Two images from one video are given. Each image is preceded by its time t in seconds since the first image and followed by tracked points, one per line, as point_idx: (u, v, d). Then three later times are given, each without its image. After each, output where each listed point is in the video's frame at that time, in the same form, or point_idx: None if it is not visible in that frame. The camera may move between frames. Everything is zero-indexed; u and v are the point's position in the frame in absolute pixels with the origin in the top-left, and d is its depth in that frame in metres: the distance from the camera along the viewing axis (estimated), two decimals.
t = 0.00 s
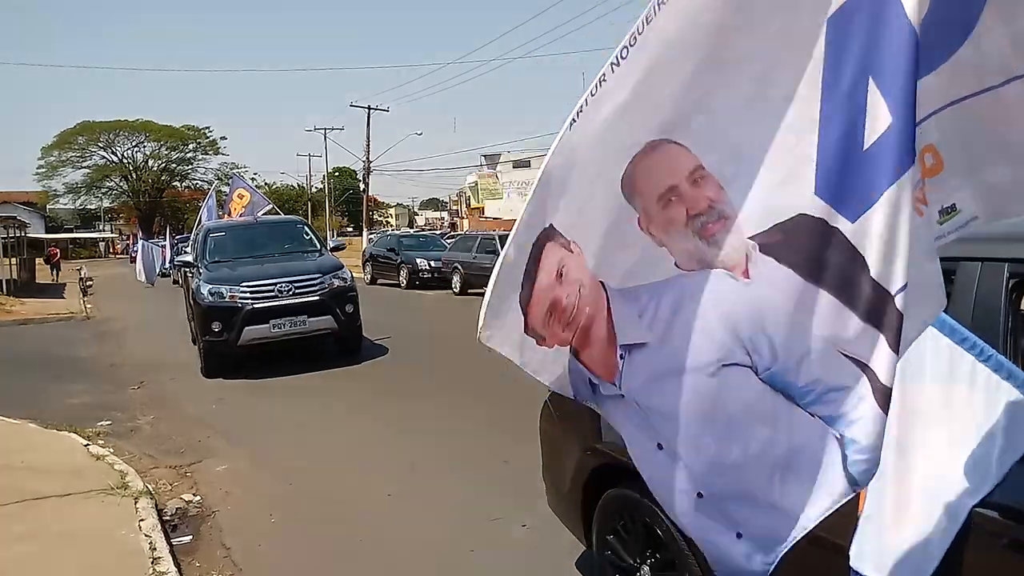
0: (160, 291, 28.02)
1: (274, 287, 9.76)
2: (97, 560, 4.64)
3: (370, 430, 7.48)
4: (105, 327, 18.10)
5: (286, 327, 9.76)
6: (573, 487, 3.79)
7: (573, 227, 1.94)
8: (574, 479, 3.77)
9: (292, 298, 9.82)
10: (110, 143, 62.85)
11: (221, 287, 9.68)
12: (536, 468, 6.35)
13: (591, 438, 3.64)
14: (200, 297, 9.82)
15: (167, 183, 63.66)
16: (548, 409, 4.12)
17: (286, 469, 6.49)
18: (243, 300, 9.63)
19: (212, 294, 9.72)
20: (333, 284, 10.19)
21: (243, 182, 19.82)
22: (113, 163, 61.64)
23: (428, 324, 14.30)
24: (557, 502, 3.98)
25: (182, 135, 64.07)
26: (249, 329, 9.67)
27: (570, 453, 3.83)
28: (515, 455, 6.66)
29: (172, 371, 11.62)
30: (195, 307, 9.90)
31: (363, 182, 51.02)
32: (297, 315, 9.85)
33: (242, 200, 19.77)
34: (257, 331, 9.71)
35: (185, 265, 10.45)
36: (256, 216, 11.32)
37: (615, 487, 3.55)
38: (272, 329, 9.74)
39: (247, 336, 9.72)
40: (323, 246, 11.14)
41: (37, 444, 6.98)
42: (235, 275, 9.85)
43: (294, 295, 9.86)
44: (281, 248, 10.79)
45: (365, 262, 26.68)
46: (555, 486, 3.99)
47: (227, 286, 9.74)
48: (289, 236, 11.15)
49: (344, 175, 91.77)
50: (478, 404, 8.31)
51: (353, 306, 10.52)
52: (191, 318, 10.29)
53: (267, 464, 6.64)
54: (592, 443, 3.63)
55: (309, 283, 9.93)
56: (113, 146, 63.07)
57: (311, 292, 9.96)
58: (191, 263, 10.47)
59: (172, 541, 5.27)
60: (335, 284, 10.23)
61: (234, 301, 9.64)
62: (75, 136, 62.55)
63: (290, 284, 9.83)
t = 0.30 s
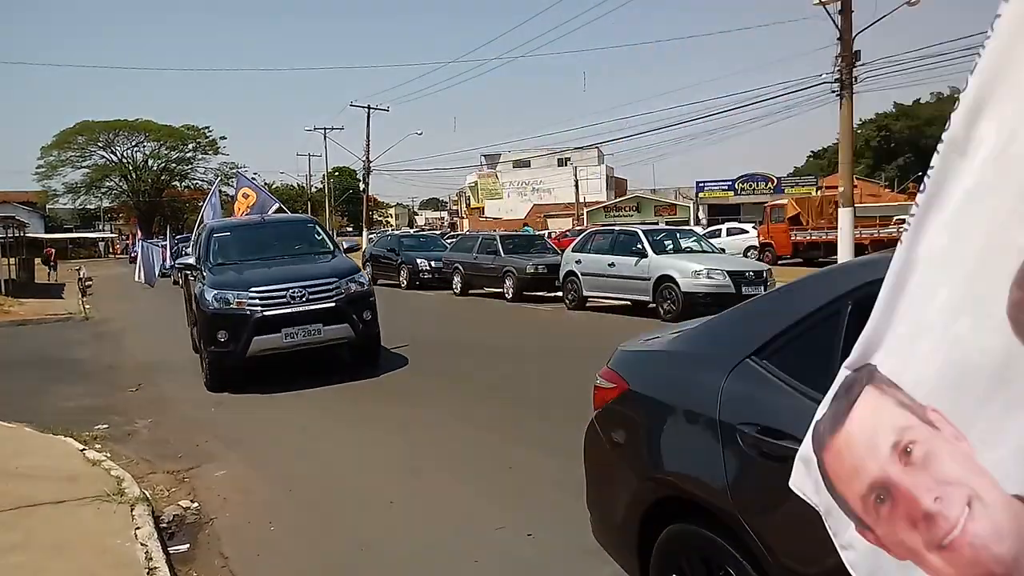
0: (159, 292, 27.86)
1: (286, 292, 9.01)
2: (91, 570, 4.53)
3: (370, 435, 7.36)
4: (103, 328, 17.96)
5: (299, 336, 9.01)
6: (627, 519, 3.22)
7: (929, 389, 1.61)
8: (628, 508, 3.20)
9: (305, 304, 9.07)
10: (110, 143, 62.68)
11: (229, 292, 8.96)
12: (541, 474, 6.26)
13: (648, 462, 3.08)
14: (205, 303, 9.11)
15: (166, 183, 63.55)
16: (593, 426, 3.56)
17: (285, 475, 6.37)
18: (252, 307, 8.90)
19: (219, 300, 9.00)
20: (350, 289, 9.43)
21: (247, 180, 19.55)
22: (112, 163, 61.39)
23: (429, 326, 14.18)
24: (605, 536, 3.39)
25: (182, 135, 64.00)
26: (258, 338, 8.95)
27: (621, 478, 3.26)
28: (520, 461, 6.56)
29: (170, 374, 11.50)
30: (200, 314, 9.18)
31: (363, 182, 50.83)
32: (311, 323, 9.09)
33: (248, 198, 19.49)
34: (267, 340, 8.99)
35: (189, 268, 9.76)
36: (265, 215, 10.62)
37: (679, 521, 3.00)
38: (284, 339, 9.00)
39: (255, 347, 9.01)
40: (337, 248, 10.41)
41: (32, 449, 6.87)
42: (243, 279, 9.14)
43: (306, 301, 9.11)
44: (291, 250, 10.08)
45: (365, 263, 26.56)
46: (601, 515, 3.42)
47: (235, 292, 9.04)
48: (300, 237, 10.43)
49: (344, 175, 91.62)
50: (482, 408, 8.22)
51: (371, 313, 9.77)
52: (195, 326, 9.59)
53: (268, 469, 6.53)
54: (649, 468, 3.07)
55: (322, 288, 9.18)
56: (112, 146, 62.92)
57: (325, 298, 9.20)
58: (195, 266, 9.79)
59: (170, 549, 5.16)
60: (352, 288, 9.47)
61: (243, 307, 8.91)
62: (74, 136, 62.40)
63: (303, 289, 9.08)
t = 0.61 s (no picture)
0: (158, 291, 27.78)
1: (299, 297, 7.96)
2: None
3: (370, 439, 7.24)
4: (101, 328, 17.86)
5: (315, 346, 7.97)
6: (679, 552, 2.86)
7: None
8: (681, 540, 2.84)
9: (321, 310, 8.04)
10: (109, 142, 62.61)
11: (237, 298, 7.93)
12: (545, 481, 6.14)
13: (707, 490, 2.71)
14: (210, 311, 8.07)
15: (166, 182, 63.48)
16: (637, 444, 3.17)
17: (282, 480, 6.25)
18: (262, 313, 7.88)
19: (225, 307, 7.96)
20: (370, 293, 8.37)
21: (252, 177, 19.36)
22: (112, 162, 61.31)
23: (429, 329, 14.07)
24: (653, 568, 3.04)
25: (182, 134, 63.97)
26: (270, 348, 7.90)
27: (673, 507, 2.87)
28: (524, 467, 6.43)
29: (168, 375, 11.39)
30: (205, 323, 8.15)
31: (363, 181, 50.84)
32: (328, 332, 8.06)
33: (254, 196, 19.34)
34: (279, 351, 7.94)
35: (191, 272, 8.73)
36: (274, 214, 9.60)
37: (740, 556, 2.67)
38: (297, 349, 7.96)
39: (265, 360, 7.94)
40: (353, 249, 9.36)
41: (24, 454, 6.74)
42: (252, 283, 8.10)
43: (323, 307, 8.05)
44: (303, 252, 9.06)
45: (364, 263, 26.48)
46: (646, 546, 3.06)
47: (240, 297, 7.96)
48: (311, 237, 9.40)
49: (344, 175, 91.67)
50: (485, 412, 8.09)
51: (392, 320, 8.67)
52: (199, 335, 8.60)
53: (266, 474, 6.41)
54: (709, 497, 2.70)
55: (340, 292, 8.14)
56: (111, 146, 62.83)
57: (343, 303, 8.16)
58: (198, 269, 8.76)
59: (164, 557, 5.03)
60: (371, 292, 8.40)
61: (252, 314, 7.88)
62: (74, 135, 62.40)
63: (319, 294, 8.04)
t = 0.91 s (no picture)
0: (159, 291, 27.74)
1: (323, 302, 7.08)
2: None
3: (374, 442, 7.17)
4: (102, 328, 17.80)
5: (340, 357, 7.11)
6: None
7: None
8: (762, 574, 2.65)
9: (347, 317, 7.16)
10: (109, 142, 62.59)
11: (254, 303, 7.07)
12: (553, 484, 6.07)
13: (799, 522, 2.52)
14: (223, 318, 7.19)
15: (165, 182, 63.40)
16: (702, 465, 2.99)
17: (287, 485, 6.17)
18: (281, 321, 7.01)
19: (242, 313, 7.10)
20: (399, 298, 7.48)
21: (260, 173, 19.15)
22: (112, 163, 61.30)
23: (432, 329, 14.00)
24: None
25: (181, 134, 63.91)
26: (290, 360, 7.02)
27: (753, 539, 2.69)
28: (532, 472, 6.36)
29: (169, 376, 11.32)
30: (216, 331, 7.29)
31: (363, 181, 50.86)
32: (354, 341, 7.18)
33: (261, 192, 19.15)
34: (300, 363, 7.06)
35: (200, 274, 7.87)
36: (288, 211, 8.72)
37: None
38: (320, 361, 7.09)
39: (284, 373, 7.07)
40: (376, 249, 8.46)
41: (25, 457, 6.65)
42: (269, 287, 7.23)
43: (349, 314, 7.17)
44: (322, 253, 8.17)
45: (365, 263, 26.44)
46: None
47: (256, 302, 7.09)
48: (329, 235, 8.51)
49: (344, 175, 91.70)
50: (491, 414, 8.02)
51: (422, 327, 7.76)
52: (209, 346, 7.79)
53: (271, 478, 6.34)
54: (802, 530, 2.51)
55: (366, 297, 7.25)
56: (111, 145, 62.72)
57: (371, 309, 7.27)
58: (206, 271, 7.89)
59: (167, 564, 4.95)
60: (399, 297, 7.51)
61: (270, 322, 7.01)
62: (74, 136, 62.39)
63: (344, 298, 7.15)
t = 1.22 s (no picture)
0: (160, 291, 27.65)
1: (357, 309, 6.36)
2: None
3: (386, 445, 7.09)
4: (104, 329, 17.69)
5: (376, 369, 6.40)
6: None
7: None
8: None
9: (382, 325, 6.45)
10: (109, 142, 62.48)
11: (280, 310, 6.37)
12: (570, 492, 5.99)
13: (929, 559, 2.39)
14: (245, 326, 6.49)
15: (165, 182, 63.31)
16: (814, 493, 2.85)
17: (299, 489, 6.09)
18: (310, 330, 6.30)
19: (267, 321, 6.40)
20: (438, 304, 6.77)
21: (273, 170, 19.00)
22: (112, 162, 61.19)
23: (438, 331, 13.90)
24: None
25: (182, 134, 63.84)
26: (320, 373, 6.31)
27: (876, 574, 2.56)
28: (548, 478, 6.27)
29: (175, 378, 11.23)
30: (237, 341, 6.61)
31: (363, 181, 50.81)
32: (390, 352, 6.47)
33: (274, 190, 19.00)
34: (332, 376, 6.35)
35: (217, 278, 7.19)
36: (309, 210, 8.06)
37: None
38: (354, 374, 6.38)
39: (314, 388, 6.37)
40: (406, 250, 7.80)
41: (32, 461, 6.55)
42: (296, 292, 6.52)
43: (384, 322, 6.45)
44: (348, 254, 7.51)
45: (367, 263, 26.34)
46: None
47: (281, 309, 6.39)
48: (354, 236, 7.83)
49: (344, 174, 91.62)
50: (502, 417, 7.93)
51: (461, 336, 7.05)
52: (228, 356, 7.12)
53: (282, 482, 6.26)
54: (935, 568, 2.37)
55: (404, 303, 6.53)
56: (111, 145, 62.61)
57: (408, 315, 6.55)
58: (222, 275, 7.23)
59: (180, 571, 4.86)
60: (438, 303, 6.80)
61: (298, 331, 6.30)
62: (74, 135, 62.25)
63: (379, 304, 6.44)
